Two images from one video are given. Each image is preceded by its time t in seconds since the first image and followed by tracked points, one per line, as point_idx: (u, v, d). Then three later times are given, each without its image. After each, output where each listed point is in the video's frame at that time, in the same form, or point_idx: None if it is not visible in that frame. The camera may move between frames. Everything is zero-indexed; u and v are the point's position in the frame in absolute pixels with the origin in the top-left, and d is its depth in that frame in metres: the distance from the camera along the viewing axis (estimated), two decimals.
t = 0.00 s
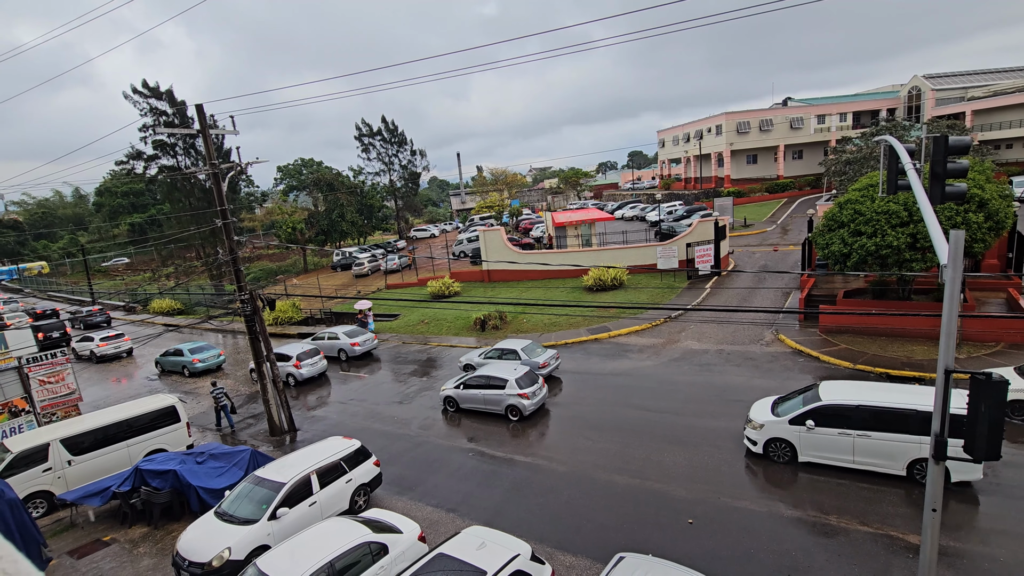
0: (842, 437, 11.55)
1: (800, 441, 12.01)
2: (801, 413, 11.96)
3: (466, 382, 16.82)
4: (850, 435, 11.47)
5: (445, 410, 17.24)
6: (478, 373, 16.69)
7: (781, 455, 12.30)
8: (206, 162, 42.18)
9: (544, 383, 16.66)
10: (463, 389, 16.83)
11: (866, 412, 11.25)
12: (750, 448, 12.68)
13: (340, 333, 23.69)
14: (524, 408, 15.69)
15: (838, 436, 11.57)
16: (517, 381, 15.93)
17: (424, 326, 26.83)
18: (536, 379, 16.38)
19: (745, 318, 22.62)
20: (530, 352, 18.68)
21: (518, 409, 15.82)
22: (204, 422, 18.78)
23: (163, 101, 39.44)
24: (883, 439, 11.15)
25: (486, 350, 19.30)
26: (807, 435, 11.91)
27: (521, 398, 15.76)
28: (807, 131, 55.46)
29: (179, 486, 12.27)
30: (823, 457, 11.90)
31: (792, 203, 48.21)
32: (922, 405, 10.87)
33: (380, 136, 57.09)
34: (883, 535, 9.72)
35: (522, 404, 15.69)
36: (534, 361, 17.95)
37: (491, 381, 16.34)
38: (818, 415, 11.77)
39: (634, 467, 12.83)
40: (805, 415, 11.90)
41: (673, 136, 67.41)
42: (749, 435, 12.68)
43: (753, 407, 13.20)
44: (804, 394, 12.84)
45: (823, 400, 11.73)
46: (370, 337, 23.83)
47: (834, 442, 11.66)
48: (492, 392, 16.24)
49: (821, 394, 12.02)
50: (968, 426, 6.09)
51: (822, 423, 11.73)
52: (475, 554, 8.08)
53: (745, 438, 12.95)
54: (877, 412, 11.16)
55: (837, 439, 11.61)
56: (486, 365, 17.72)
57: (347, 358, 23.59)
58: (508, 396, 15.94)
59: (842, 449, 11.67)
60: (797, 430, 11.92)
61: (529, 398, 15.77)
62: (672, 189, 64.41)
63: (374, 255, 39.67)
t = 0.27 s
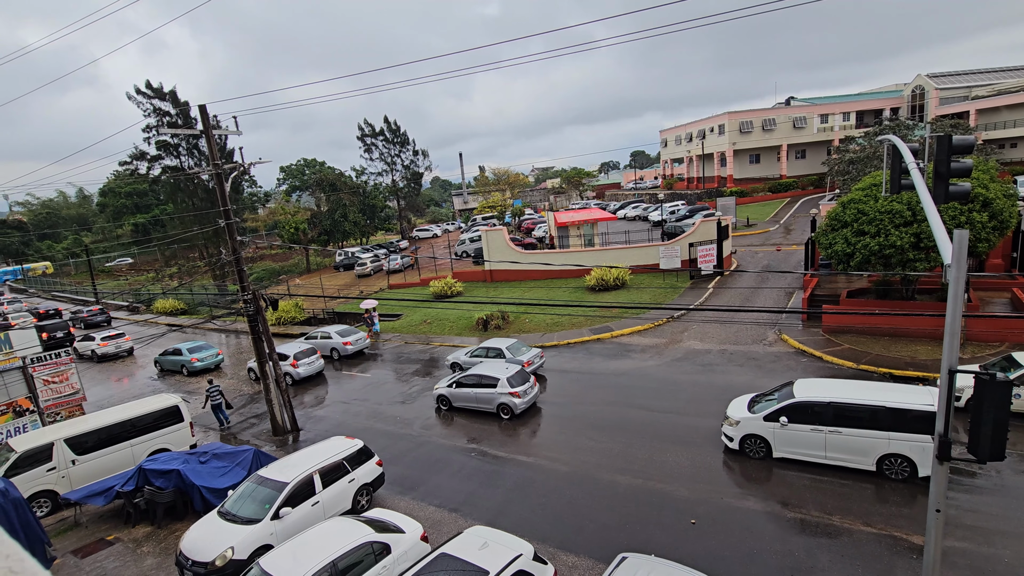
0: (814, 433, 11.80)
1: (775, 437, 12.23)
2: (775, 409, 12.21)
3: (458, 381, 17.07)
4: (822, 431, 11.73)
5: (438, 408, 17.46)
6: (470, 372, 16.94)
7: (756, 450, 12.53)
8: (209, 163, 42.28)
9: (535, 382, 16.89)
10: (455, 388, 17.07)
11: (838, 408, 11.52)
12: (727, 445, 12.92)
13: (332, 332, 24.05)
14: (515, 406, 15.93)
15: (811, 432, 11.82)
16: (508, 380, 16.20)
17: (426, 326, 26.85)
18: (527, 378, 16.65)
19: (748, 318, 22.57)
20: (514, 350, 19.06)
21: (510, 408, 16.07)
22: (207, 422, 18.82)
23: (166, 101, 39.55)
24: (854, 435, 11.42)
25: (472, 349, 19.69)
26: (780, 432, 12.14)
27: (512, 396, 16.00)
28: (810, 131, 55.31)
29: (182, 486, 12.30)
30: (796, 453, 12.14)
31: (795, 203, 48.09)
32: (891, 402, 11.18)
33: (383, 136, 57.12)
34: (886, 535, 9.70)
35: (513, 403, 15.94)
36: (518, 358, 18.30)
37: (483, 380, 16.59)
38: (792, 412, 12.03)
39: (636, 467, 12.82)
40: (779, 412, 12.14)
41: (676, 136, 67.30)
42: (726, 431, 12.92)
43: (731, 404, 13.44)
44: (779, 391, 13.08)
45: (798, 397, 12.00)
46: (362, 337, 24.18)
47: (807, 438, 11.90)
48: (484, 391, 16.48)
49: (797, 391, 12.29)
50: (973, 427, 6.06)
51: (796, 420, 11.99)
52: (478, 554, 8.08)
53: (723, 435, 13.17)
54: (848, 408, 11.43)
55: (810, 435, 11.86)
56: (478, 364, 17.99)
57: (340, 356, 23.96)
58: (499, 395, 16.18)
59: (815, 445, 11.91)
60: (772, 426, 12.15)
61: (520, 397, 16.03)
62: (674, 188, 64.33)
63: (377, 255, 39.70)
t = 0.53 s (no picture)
0: (787, 429, 12.10)
1: (750, 434, 12.53)
2: (750, 406, 12.55)
3: (450, 380, 17.26)
4: (795, 428, 12.04)
5: (431, 407, 17.68)
6: (462, 372, 17.11)
7: (732, 447, 12.83)
8: (210, 163, 42.34)
9: (526, 380, 16.97)
10: (447, 386, 17.25)
11: (810, 406, 11.83)
12: (705, 442, 13.23)
13: (324, 333, 24.38)
14: (505, 405, 16.02)
15: (784, 429, 12.13)
16: (499, 379, 16.33)
17: (428, 326, 26.86)
18: (518, 378, 16.75)
19: (749, 318, 22.56)
20: (499, 349, 19.27)
21: (500, 406, 16.15)
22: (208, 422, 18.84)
23: (168, 102, 39.63)
24: (825, 432, 11.71)
25: (459, 349, 20.05)
26: (755, 428, 12.45)
27: (503, 395, 16.08)
28: (811, 131, 55.25)
29: (184, 485, 12.31)
30: (771, 449, 12.44)
31: (796, 203, 48.03)
32: (860, 399, 11.46)
33: (384, 136, 57.15)
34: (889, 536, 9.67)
35: (504, 402, 16.01)
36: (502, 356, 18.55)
37: (475, 379, 16.72)
38: (766, 409, 12.35)
39: (638, 467, 12.80)
40: (753, 409, 12.48)
41: (677, 136, 67.25)
42: (704, 429, 13.24)
43: (710, 403, 13.76)
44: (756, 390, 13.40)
45: (772, 395, 12.32)
46: (354, 337, 24.53)
47: (781, 435, 12.21)
48: (476, 390, 16.60)
49: (772, 389, 12.61)
50: (976, 427, 6.03)
51: (770, 417, 12.30)
52: (479, 554, 8.08)
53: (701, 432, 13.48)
54: (819, 406, 11.74)
55: (783, 432, 12.17)
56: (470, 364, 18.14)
57: (331, 357, 24.30)
58: (490, 393, 16.28)
59: (789, 441, 12.22)
60: (746, 423, 12.47)
61: (510, 396, 16.10)
62: (675, 189, 64.32)
63: (378, 255, 39.73)
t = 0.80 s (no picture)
0: (762, 427, 12.36)
1: (727, 432, 12.77)
2: (727, 404, 12.78)
3: (442, 380, 17.47)
4: (769, 425, 12.30)
5: (422, 406, 17.88)
6: (453, 371, 17.33)
7: (710, 445, 13.07)
8: (212, 164, 42.38)
9: (517, 381, 17.18)
10: (439, 386, 17.46)
11: (783, 404, 12.11)
12: (683, 439, 13.46)
13: (314, 333, 24.65)
14: (495, 404, 16.24)
15: (759, 427, 12.39)
16: (490, 378, 16.54)
17: (429, 327, 26.87)
18: (508, 377, 16.97)
19: (750, 319, 22.56)
20: (484, 348, 19.86)
21: (490, 406, 16.37)
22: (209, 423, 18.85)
23: (170, 103, 39.68)
24: (799, 430, 11.98)
25: (445, 349, 20.53)
26: (731, 426, 12.69)
27: (493, 394, 16.30)
28: (812, 131, 55.26)
29: (185, 486, 12.32)
30: (746, 447, 12.69)
31: (797, 204, 48.01)
32: (832, 398, 11.75)
33: (385, 137, 57.20)
34: (891, 537, 9.66)
35: (494, 401, 16.23)
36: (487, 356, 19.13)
37: (466, 379, 16.94)
38: (742, 407, 12.60)
39: (639, 468, 12.79)
40: (730, 407, 12.71)
41: (678, 137, 67.25)
42: (682, 427, 13.48)
43: (688, 401, 14.01)
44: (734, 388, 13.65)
45: (747, 393, 12.57)
46: (343, 337, 24.87)
47: (756, 432, 12.47)
48: (466, 389, 16.82)
49: (748, 387, 12.87)
50: (978, 428, 6.03)
51: (746, 415, 12.56)
52: (479, 555, 8.08)
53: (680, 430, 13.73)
54: (792, 404, 12.02)
55: (758, 429, 12.43)
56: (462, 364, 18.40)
57: (321, 356, 24.60)
58: (481, 393, 16.49)
59: (764, 439, 12.47)
60: (723, 421, 12.71)
61: (500, 395, 16.32)
62: (676, 189, 64.34)
63: (379, 256, 39.76)
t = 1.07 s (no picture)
0: (739, 425, 12.62)
1: (705, 430, 13.04)
2: (705, 404, 13.06)
3: (433, 380, 17.65)
4: (746, 424, 12.56)
5: (414, 406, 18.07)
6: (445, 371, 17.51)
7: (689, 443, 13.33)
8: (213, 165, 42.44)
9: (507, 381, 17.37)
10: (430, 386, 17.66)
11: (758, 402, 12.38)
12: (664, 438, 13.75)
13: (305, 334, 24.91)
14: (485, 404, 16.43)
15: (736, 425, 12.65)
16: (480, 379, 16.72)
17: (429, 328, 26.90)
18: (499, 377, 17.15)
19: (751, 320, 22.54)
20: (469, 348, 20.30)
21: (481, 406, 16.55)
22: (210, 423, 18.87)
23: (171, 104, 39.74)
24: (774, 428, 12.23)
25: (432, 348, 20.91)
26: (709, 425, 12.96)
27: (483, 394, 16.49)
28: (813, 133, 55.23)
29: (185, 487, 12.34)
30: (724, 445, 12.94)
31: (798, 205, 48.00)
32: (805, 397, 11.99)
33: (386, 138, 57.29)
34: (892, 539, 9.64)
35: (484, 401, 16.42)
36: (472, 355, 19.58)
37: (457, 379, 17.12)
38: (719, 406, 12.86)
39: (639, 470, 12.77)
40: (707, 406, 12.98)
41: (678, 138, 67.29)
42: (662, 425, 13.76)
43: (670, 400, 14.26)
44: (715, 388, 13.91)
45: (725, 392, 12.83)
46: (334, 337, 25.13)
47: (732, 431, 12.73)
48: (457, 389, 16.98)
49: (725, 387, 13.14)
50: (979, 429, 6.02)
51: (723, 413, 12.82)
52: (480, 557, 8.07)
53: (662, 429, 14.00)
54: (767, 403, 12.28)
55: (735, 428, 12.68)
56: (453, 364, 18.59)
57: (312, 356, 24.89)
58: (472, 393, 16.67)
59: (740, 437, 12.73)
60: (701, 419, 12.98)
61: (491, 395, 16.51)
62: (677, 190, 64.38)
63: (380, 257, 39.80)
